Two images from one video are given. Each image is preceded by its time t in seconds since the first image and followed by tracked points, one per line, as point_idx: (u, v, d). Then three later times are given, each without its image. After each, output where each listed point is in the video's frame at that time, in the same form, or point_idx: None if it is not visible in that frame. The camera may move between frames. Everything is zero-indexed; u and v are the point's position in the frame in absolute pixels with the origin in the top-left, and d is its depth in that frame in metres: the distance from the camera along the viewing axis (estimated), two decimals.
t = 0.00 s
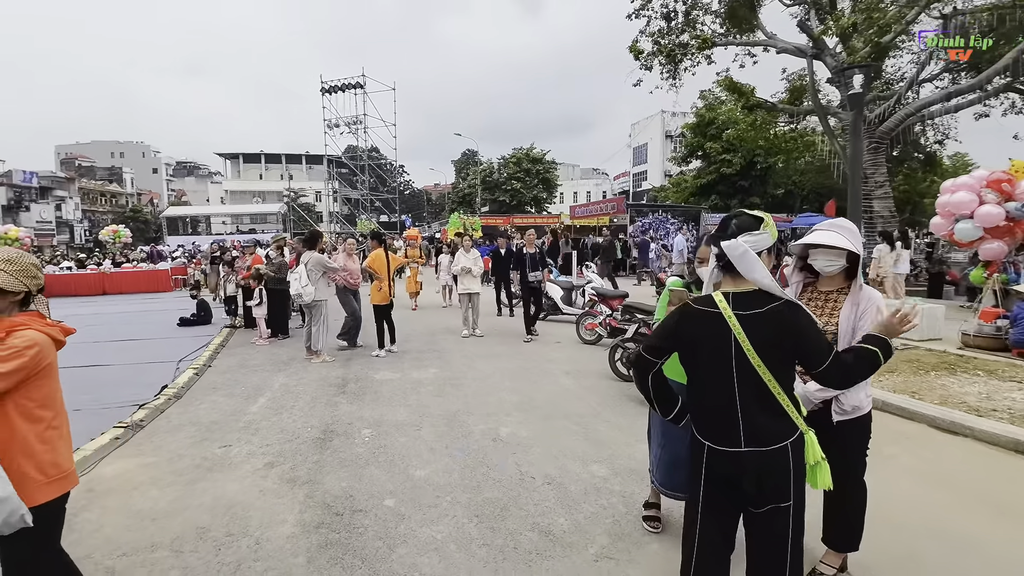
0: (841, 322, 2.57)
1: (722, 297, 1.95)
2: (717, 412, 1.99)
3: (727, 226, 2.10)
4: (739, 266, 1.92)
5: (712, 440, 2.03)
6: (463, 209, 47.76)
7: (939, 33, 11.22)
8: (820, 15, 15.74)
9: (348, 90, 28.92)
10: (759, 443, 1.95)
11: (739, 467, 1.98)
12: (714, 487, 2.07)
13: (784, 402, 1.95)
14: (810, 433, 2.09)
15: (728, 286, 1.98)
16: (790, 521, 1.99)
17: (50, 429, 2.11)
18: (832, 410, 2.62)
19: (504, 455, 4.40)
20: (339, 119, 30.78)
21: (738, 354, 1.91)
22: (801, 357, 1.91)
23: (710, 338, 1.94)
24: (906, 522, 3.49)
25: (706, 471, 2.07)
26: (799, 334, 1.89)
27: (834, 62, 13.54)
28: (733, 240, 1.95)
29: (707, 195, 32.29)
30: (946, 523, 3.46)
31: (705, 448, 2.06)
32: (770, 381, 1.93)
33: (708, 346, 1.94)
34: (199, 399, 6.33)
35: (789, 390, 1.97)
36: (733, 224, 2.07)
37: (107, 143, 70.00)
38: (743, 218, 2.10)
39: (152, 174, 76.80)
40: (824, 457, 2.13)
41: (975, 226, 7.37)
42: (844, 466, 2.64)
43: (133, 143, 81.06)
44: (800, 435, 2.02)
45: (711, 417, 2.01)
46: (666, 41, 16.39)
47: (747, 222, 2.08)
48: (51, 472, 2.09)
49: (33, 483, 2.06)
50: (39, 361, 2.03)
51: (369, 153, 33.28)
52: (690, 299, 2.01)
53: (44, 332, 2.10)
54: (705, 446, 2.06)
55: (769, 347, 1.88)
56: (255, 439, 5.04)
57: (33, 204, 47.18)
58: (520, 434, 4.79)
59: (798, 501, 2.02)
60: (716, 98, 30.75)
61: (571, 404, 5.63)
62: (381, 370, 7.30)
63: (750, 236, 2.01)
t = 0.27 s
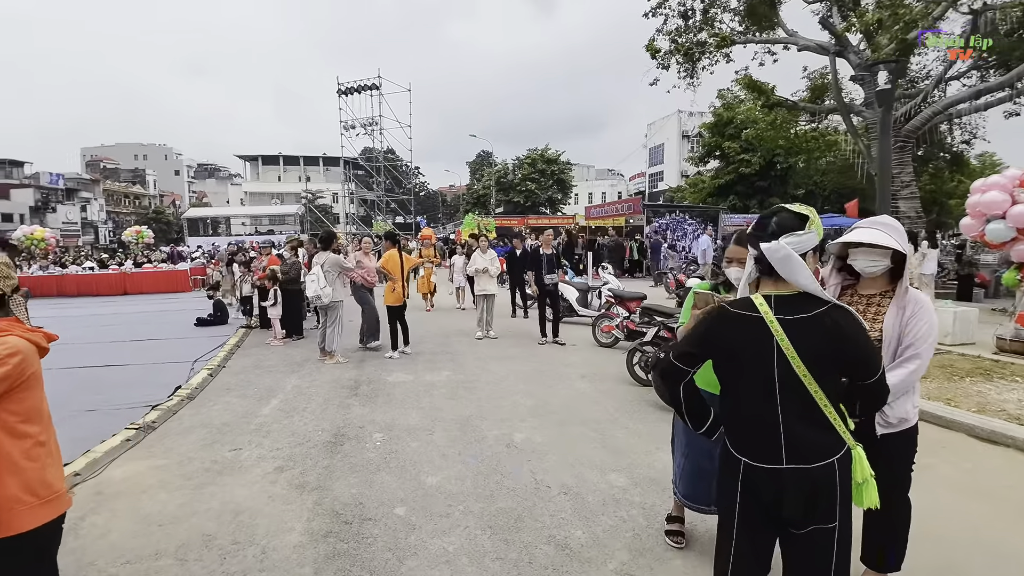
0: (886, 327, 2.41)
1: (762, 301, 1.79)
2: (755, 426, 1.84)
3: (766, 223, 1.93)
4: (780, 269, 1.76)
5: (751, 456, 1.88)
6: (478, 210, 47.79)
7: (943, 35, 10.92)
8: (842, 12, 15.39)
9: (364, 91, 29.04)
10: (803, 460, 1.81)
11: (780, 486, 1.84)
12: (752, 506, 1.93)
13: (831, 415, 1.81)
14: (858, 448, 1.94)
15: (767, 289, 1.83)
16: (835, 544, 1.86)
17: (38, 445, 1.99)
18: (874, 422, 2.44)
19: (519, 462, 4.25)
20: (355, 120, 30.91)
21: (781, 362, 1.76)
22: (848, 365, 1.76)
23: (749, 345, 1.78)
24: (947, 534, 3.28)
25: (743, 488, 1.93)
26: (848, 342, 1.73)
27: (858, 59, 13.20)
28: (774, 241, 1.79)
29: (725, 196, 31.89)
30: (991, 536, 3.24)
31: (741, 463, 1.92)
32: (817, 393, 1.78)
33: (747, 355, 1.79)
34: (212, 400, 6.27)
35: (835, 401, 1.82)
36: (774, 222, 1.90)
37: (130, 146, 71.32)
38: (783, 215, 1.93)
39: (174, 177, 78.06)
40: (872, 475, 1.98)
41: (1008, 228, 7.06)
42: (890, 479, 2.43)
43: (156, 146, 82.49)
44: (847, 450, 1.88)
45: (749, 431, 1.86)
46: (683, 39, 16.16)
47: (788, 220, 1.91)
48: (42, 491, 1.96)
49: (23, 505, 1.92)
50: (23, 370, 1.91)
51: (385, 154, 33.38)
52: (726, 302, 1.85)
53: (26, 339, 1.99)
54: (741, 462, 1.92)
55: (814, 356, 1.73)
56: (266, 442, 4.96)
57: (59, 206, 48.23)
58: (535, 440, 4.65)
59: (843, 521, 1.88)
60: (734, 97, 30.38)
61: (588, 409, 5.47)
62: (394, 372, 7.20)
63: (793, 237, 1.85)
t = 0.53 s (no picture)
0: (933, 339, 2.24)
1: (801, 313, 1.66)
2: (793, 450, 1.70)
3: (807, 226, 1.76)
4: (827, 279, 1.63)
5: (786, 480, 1.73)
6: (491, 210, 47.70)
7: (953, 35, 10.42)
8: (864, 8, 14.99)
9: (378, 92, 29.03)
10: (844, 486, 1.67)
11: (819, 514, 1.69)
12: (787, 537, 1.77)
13: (877, 438, 1.67)
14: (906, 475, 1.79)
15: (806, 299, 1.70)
16: None
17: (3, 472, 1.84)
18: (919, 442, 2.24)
19: (530, 473, 4.09)
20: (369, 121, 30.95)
21: (822, 379, 1.63)
22: (896, 384, 1.62)
23: (787, 361, 1.65)
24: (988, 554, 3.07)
25: (776, 517, 1.77)
26: (897, 358, 1.60)
27: (881, 56, 12.83)
28: (818, 248, 1.65)
29: (742, 196, 31.45)
30: None
31: (775, 489, 1.76)
32: (862, 413, 1.64)
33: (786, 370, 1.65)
34: (221, 403, 6.19)
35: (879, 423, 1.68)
36: (818, 225, 1.74)
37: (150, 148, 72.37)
38: (827, 216, 1.76)
39: (193, 178, 79.05)
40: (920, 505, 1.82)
41: None
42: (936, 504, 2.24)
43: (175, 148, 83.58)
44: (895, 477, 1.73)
45: (785, 454, 1.72)
46: (699, 37, 15.85)
47: (832, 221, 1.74)
48: (14, 521, 1.83)
49: None
50: None
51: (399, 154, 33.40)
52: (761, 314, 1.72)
53: None
54: (774, 488, 1.77)
55: (859, 373, 1.60)
56: (272, 448, 4.85)
57: (82, 207, 49.05)
58: (548, 450, 4.48)
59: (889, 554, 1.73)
60: (752, 96, 29.93)
61: (602, 417, 5.29)
62: (405, 375, 7.07)
63: (840, 243, 1.69)
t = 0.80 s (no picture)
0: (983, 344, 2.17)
1: (842, 323, 1.50)
2: (828, 475, 1.53)
3: (852, 227, 1.57)
4: (876, 288, 1.46)
5: (820, 508, 1.55)
6: (503, 211, 47.64)
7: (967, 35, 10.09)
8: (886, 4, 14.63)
9: (391, 92, 29.03)
10: (886, 517, 1.49)
11: (858, 547, 1.51)
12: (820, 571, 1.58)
13: (926, 464, 1.48)
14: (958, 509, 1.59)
15: (848, 309, 1.54)
16: None
17: None
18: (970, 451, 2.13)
19: (541, 484, 3.94)
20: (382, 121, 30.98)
21: (864, 398, 1.46)
22: (950, 405, 1.44)
23: (824, 377, 1.48)
24: None
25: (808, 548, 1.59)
26: (952, 378, 1.42)
27: (904, 53, 12.50)
28: (868, 253, 1.47)
29: (758, 195, 31.04)
30: None
31: (807, 517, 1.59)
32: (908, 436, 1.46)
33: (822, 386, 1.49)
34: (228, 406, 6.10)
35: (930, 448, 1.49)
36: (865, 228, 1.55)
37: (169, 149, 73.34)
38: (876, 216, 1.56)
39: (210, 178, 79.96)
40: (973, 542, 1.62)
41: None
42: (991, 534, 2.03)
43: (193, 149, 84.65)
44: (945, 509, 1.54)
45: (818, 480, 1.55)
46: (715, 34, 15.56)
47: (882, 222, 1.55)
48: None
49: None
50: None
51: (412, 154, 33.40)
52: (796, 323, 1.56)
53: None
54: (806, 516, 1.59)
55: (906, 391, 1.43)
56: (277, 454, 4.74)
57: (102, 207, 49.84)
58: (560, 459, 4.32)
59: None
60: (768, 94, 29.51)
61: (616, 424, 5.12)
62: (414, 378, 6.96)
63: (892, 247, 1.50)
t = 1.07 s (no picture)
0: None
1: (875, 326, 1.38)
2: (856, 493, 1.41)
3: (889, 226, 1.49)
4: (916, 291, 1.36)
5: (848, 529, 1.43)
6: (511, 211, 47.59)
7: (979, 34, 9.87)
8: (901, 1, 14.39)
9: (399, 92, 29.00)
10: (922, 539, 1.37)
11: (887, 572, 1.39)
12: None
13: (966, 484, 1.36)
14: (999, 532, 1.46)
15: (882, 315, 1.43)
16: None
17: None
18: None
19: (549, 491, 3.84)
20: (391, 121, 30.97)
21: (900, 410, 1.34)
22: (995, 419, 1.32)
23: (855, 386, 1.37)
24: None
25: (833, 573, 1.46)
26: (998, 388, 1.30)
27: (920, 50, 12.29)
28: (911, 254, 1.38)
29: (770, 195, 30.77)
30: None
31: (832, 539, 1.46)
32: (946, 452, 1.34)
33: (851, 395, 1.37)
34: (233, 407, 6.04)
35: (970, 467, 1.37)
36: (906, 226, 1.46)
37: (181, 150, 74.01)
38: (915, 214, 1.48)
39: (222, 179, 80.52)
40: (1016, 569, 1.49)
41: None
42: None
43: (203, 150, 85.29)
44: (986, 532, 1.41)
45: (846, 498, 1.42)
46: (726, 32, 15.39)
47: (923, 220, 1.47)
48: None
49: None
50: None
51: (420, 154, 33.38)
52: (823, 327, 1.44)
53: None
54: (832, 536, 1.46)
55: (945, 403, 1.31)
56: (281, 457, 4.66)
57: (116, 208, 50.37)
58: (568, 466, 4.21)
59: None
60: (780, 92, 29.23)
61: (626, 428, 5.01)
62: (420, 379, 6.87)
63: (937, 247, 1.40)
